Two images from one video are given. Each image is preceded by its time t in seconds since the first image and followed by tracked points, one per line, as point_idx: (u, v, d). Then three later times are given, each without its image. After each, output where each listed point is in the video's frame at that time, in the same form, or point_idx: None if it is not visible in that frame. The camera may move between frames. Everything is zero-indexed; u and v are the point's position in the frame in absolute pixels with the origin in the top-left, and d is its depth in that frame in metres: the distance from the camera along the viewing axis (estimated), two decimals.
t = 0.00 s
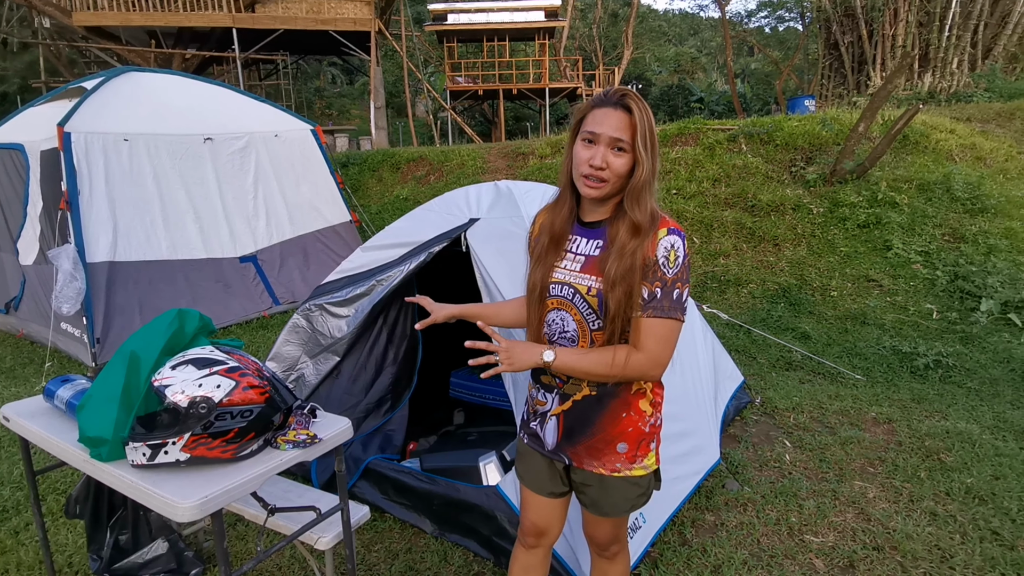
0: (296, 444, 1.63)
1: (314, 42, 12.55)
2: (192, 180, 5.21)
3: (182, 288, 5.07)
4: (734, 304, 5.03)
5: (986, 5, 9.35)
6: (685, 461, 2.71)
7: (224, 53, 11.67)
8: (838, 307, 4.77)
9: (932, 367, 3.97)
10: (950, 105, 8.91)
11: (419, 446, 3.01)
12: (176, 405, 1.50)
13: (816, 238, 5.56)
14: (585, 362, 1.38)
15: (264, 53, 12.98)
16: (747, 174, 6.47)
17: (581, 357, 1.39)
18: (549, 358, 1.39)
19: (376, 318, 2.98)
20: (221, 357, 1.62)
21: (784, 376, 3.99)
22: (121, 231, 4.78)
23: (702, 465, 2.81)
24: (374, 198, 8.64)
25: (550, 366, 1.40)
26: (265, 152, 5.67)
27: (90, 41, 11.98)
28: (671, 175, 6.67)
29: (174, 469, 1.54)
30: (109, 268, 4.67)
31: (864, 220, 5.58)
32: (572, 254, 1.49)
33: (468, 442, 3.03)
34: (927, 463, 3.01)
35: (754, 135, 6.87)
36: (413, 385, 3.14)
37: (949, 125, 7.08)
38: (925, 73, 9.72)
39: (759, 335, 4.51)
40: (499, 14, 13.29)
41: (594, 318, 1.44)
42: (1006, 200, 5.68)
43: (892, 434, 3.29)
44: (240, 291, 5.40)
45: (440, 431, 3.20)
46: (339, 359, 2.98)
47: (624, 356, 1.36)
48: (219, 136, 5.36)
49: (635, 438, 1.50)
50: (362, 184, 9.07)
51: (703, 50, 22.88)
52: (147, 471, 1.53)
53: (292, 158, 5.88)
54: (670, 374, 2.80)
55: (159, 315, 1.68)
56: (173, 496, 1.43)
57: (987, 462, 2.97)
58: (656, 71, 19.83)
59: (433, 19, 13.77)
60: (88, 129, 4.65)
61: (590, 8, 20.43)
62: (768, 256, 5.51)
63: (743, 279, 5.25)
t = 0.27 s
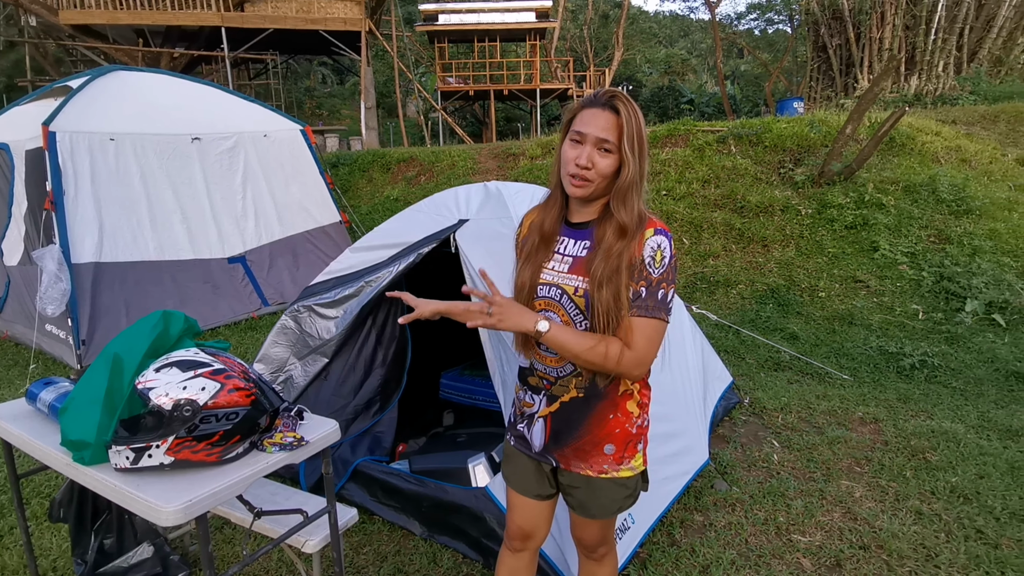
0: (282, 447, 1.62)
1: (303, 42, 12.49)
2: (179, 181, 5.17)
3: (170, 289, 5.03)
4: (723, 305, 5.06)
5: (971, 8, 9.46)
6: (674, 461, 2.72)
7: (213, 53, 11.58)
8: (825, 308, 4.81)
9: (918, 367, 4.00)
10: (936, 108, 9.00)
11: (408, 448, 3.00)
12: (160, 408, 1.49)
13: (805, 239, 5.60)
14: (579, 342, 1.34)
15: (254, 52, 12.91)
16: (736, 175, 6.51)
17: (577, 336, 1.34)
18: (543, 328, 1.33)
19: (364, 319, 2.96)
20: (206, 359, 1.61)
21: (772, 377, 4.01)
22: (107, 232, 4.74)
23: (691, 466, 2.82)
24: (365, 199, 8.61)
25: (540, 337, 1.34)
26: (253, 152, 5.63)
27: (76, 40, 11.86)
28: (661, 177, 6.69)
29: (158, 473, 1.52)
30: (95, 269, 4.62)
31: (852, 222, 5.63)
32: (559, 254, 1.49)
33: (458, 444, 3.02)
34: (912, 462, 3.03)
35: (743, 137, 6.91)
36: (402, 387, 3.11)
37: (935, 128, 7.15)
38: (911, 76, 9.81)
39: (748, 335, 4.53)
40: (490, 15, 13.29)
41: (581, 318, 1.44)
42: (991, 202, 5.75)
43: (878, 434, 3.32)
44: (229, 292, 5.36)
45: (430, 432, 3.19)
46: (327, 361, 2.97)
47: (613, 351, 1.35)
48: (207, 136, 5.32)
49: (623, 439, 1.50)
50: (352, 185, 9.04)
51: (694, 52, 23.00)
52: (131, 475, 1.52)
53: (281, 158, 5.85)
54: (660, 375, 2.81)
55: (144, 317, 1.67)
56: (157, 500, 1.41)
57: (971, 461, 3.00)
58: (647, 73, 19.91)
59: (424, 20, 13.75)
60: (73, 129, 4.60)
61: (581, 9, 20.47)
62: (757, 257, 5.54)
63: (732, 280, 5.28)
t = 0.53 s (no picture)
0: (273, 450, 1.62)
1: (295, 42, 12.44)
2: (169, 181, 5.14)
3: (159, 291, 4.99)
4: (714, 306, 5.08)
5: (958, 12, 9.55)
6: (666, 461, 2.73)
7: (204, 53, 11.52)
8: (815, 309, 4.84)
9: (907, 367, 4.04)
10: (924, 110, 9.08)
11: (400, 450, 2.99)
12: (148, 411, 1.47)
13: (795, 240, 5.64)
14: (572, 336, 1.34)
15: (245, 52, 12.85)
16: (727, 176, 6.54)
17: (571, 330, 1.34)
18: (537, 321, 1.35)
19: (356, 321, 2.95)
20: (196, 361, 1.60)
21: (763, 377, 4.04)
22: (96, 233, 4.70)
23: (682, 466, 2.84)
24: (356, 200, 8.59)
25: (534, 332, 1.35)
26: (244, 152, 5.61)
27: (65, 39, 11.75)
28: (652, 178, 6.72)
29: (147, 476, 1.51)
30: (83, 271, 4.58)
31: (841, 223, 5.67)
32: (553, 256, 1.49)
33: (449, 445, 3.02)
34: (901, 461, 3.06)
35: (734, 139, 6.94)
36: (395, 389, 3.08)
37: (923, 130, 7.22)
38: (900, 79, 9.89)
39: (739, 336, 4.56)
40: (482, 16, 13.29)
41: (577, 318, 1.44)
42: (978, 204, 5.81)
43: (867, 434, 3.35)
44: (220, 294, 5.33)
45: (422, 434, 3.19)
46: (318, 363, 2.97)
47: (610, 349, 1.34)
48: (197, 136, 5.30)
49: (615, 440, 1.50)
50: (344, 185, 9.01)
51: (685, 54, 23.11)
52: (119, 479, 1.51)
53: (272, 158, 5.82)
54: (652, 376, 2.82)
55: (133, 319, 1.66)
56: (146, 504, 1.40)
57: (958, 460, 3.03)
58: (638, 74, 19.98)
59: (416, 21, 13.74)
60: (62, 129, 4.57)
61: (573, 10, 20.51)
62: (748, 258, 5.57)
63: (723, 281, 5.31)
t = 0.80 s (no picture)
0: (268, 452, 1.62)
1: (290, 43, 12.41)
2: (163, 182, 5.12)
3: (153, 292, 4.97)
4: (710, 307, 5.09)
5: (951, 14, 9.61)
6: (661, 462, 2.73)
7: (198, 53, 11.48)
8: (810, 309, 4.86)
9: (900, 368, 4.06)
10: (917, 111, 9.13)
11: (395, 452, 2.99)
12: (142, 413, 1.47)
13: (789, 241, 5.66)
14: (583, 364, 1.39)
15: (239, 53, 12.81)
16: (722, 178, 6.56)
17: (579, 357, 1.40)
18: (548, 360, 1.39)
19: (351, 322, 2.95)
20: (190, 364, 1.60)
21: (758, 378, 4.05)
22: (89, 234, 4.68)
23: (678, 467, 2.84)
24: (351, 201, 8.57)
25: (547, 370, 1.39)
26: (239, 154, 5.59)
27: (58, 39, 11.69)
28: (647, 179, 6.73)
29: (141, 479, 1.51)
30: (76, 273, 4.56)
31: (835, 224, 5.70)
32: (552, 262, 1.49)
33: (445, 447, 3.02)
34: (894, 461, 3.07)
35: (729, 140, 6.96)
36: (389, 391, 3.10)
37: (916, 132, 7.25)
38: (893, 80, 9.94)
39: (734, 337, 4.57)
40: (477, 17, 13.29)
41: (576, 323, 1.45)
42: (970, 205, 5.84)
43: (861, 434, 3.36)
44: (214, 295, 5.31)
45: (418, 436, 3.18)
46: (314, 365, 2.96)
47: (620, 361, 1.38)
48: (191, 137, 5.28)
49: (614, 442, 1.51)
50: (339, 187, 9.00)
51: (680, 55, 23.18)
52: (112, 482, 1.50)
53: (266, 159, 5.81)
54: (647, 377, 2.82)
55: (127, 321, 1.65)
56: (140, 507, 1.40)
57: (952, 460, 3.04)
58: (633, 76, 20.02)
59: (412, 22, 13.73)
60: (55, 130, 4.55)
61: (568, 12, 20.54)
62: (743, 259, 5.59)
63: (718, 282, 5.32)
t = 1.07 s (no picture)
0: (265, 454, 1.61)
1: (287, 43, 12.38)
2: (160, 183, 5.11)
3: (150, 294, 4.96)
4: (707, 307, 5.09)
5: (947, 15, 9.64)
6: (659, 463, 2.73)
7: (195, 54, 11.45)
8: (807, 310, 4.87)
9: (897, 367, 4.07)
10: (913, 112, 9.16)
11: (393, 453, 2.98)
12: (138, 415, 1.46)
13: (786, 241, 5.67)
14: (592, 344, 1.37)
15: (236, 54, 12.78)
16: (719, 178, 6.57)
17: (588, 341, 1.37)
18: (558, 339, 1.36)
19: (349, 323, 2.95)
20: (187, 366, 1.59)
21: (756, 378, 4.05)
22: (85, 235, 4.66)
23: (676, 467, 2.83)
24: (349, 202, 8.57)
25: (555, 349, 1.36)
26: (236, 154, 5.58)
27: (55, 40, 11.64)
28: (645, 180, 6.74)
29: (137, 481, 1.50)
30: (71, 274, 4.54)
31: (832, 224, 5.70)
32: (553, 262, 1.49)
33: (443, 448, 3.02)
34: (892, 461, 3.07)
35: (726, 141, 6.97)
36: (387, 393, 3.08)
37: (912, 132, 7.27)
38: (889, 81, 9.97)
39: (731, 337, 4.57)
40: (474, 18, 13.30)
41: (579, 322, 1.45)
42: (966, 205, 5.85)
43: (859, 434, 3.36)
44: (211, 296, 5.30)
45: (416, 437, 3.18)
46: (311, 366, 2.96)
47: (626, 355, 1.37)
48: (188, 138, 5.27)
49: (615, 441, 1.51)
50: (336, 188, 8.99)
51: (677, 56, 23.23)
52: (109, 485, 1.50)
53: (263, 160, 5.80)
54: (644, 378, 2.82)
55: (123, 323, 1.65)
56: (137, 510, 1.39)
57: (949, 460, 3.05)
58: (631, 76, 20.04)
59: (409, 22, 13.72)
60: (51, 131, 4.53)
61: (565, 13, 20.55)
62: (740, 259, 5.60)
63: (715, 283, 5.32)
